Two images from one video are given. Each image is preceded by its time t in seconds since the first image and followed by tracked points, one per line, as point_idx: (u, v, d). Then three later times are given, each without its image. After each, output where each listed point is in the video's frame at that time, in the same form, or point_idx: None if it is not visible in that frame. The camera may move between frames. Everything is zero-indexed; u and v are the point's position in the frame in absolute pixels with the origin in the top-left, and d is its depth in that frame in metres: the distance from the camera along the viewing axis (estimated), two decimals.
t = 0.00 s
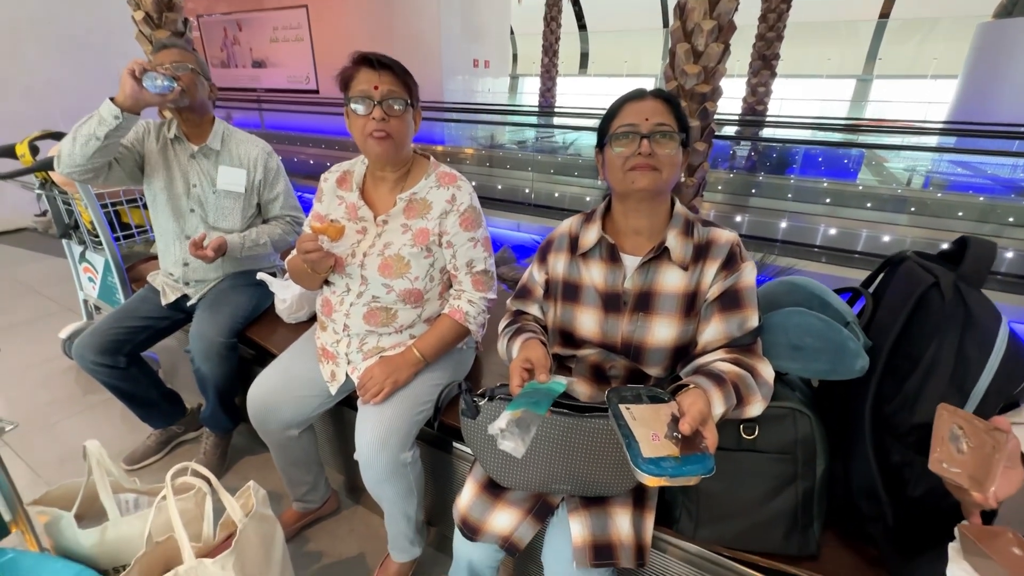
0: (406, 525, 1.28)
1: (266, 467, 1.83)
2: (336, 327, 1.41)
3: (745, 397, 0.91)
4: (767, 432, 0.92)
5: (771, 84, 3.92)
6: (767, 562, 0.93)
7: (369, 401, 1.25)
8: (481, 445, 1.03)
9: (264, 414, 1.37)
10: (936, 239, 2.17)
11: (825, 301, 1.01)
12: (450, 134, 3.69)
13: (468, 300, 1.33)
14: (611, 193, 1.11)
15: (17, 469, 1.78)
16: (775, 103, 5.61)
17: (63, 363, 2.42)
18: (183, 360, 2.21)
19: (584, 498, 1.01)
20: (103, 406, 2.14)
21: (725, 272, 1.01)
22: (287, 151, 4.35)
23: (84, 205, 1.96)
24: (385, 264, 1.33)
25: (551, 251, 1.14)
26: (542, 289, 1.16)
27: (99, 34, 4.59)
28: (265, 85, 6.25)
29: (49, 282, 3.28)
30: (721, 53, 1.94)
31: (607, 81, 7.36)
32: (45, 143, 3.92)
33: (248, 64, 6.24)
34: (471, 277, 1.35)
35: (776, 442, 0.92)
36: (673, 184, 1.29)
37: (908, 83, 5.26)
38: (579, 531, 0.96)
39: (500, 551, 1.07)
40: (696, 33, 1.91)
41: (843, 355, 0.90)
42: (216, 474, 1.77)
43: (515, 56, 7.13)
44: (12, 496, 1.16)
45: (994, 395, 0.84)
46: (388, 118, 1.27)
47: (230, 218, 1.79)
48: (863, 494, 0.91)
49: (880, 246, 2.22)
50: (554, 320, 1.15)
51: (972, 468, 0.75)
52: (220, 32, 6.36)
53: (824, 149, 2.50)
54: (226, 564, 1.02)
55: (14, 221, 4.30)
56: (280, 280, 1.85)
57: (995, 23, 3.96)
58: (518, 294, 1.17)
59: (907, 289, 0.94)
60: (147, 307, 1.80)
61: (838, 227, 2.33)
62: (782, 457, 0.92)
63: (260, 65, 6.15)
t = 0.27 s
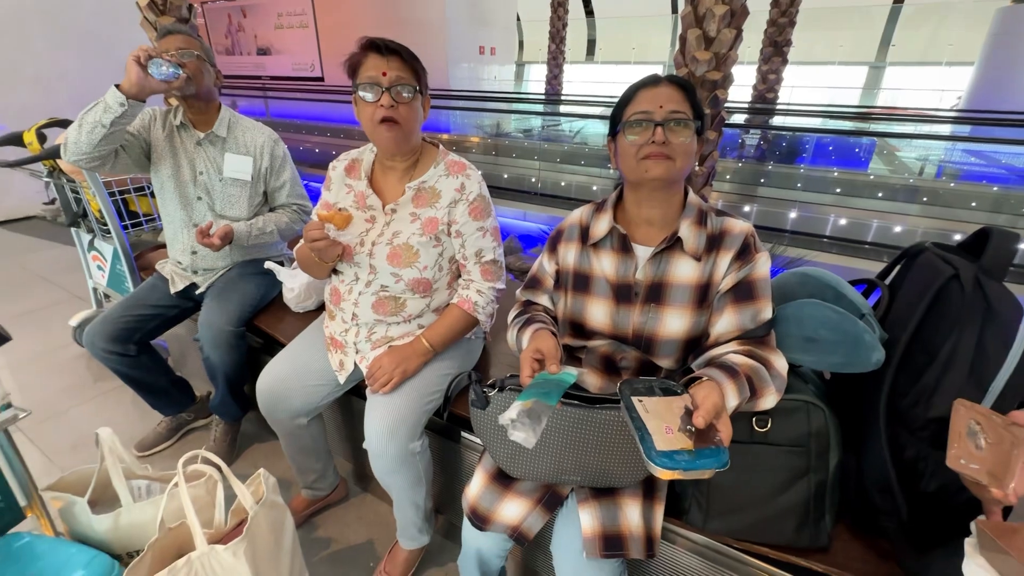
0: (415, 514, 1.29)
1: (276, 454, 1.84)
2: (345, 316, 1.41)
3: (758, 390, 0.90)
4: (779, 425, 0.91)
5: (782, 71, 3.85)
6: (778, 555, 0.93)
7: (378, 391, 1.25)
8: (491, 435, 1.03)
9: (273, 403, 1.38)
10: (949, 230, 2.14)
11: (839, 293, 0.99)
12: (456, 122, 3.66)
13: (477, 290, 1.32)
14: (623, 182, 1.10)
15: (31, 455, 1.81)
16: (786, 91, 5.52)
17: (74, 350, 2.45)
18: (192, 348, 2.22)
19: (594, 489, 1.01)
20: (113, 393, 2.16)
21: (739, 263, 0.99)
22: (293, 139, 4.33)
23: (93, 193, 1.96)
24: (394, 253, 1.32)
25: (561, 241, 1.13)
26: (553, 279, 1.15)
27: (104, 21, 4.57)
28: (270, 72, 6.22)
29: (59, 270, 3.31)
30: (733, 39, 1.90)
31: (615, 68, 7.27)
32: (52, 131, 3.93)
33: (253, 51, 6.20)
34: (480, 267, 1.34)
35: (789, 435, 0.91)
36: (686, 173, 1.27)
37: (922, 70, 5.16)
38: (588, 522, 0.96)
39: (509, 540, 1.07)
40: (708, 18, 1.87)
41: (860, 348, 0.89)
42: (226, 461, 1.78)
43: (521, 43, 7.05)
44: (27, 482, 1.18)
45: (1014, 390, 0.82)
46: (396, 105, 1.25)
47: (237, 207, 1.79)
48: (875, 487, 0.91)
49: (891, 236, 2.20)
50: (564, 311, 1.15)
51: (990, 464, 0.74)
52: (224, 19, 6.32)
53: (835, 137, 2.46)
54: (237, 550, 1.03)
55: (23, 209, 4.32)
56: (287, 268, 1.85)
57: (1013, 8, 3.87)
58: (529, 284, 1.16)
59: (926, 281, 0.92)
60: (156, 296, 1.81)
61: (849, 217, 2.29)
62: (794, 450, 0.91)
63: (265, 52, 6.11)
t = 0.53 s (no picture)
0: (419, 504, 1.29)
1: (282, 445, 1.85)
2: (350, 307, 1.41)
3: (764, 383, 0.89)
4: (785, 419, 0.91)
5: (792, 63, 3.80)
6: (782, 549, 0.93)
7: (383, 382, 1.25)
8: (495, 427, 1.03)
9: (279, 394, 1.39)
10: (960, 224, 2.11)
11: (847, 287, 0.98)
12: (461, 115, 3.64)
13: (482, 282, 1.32)
14: (629, 173, 1.09)
15: (42, 443, 1.83)
16: (795, 82, 5.45)
17: (83, 341, 2.47)
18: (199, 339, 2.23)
19: (598, 481, 1.00)
20: (122, 383, 2.18)
21: (746, 256, 0.98)
22: (298, 132, 4.33)
23: (100, 185, 1.97)
24: (399, 245, 1.32)
25: (566, 233, 1.12)
26: (558, 272, 1.14)
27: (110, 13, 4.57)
28: (276, 64, 6.21)
29: (68, 261, 3.33)
30: (742, 29, 1.87)
31: (622, 60, 7.20)
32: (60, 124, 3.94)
33: (259, 43, 6.19)
34: (485, 259, 1.34)
35: (795, 429, 0.90)
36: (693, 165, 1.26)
37: (934, 61, 5.08)
38: (592, 514, 0.96)
39: (512, 532, 1.07)
40: (717, 8, 1.84)
41: (867, 342, 0.88)
42: (233, 451, 1.80)
43: (528, 34, 7.00)
44: (37, 470, 1.19)
45: None
46: (401, 95, 1.24)
47: (242, 199, 1.79)
48: (882, 482, 0.90)
49: (901, 230, 2.17)
50: (569, 303, 1.14)
51: (999, 459, 0.72)
52: (230, 11, 6.31)
53: (845, 130, 2.39)
54: (244, 539, 1.04)
55: (32, 201, 4.35)
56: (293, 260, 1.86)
57: None
58: (533, 277, 1.15)
59: (937, 275, 0.91)
60: (163, 287, 1.82)
61: (858, 210, 2.27)
62: (800, 444, 0.90)
63: (271, 44, 6.10)
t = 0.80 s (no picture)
0: (422, 501, 1.29)
1: (284, 440, 1.85)
2: (353, 303, 1.41)
3: (771, 381, 0.88)
4: (793, 419, 0.90)
5: (797, 58, 3.77)
6: (788, 548, 0.92)
7: (386, 378, 1.25)
8: (500, 425, 1.02)
9: (282, 389, 1.38)
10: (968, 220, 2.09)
11: (858, 285, 0.97)
12: (464, 110, 3.65)
13: (486, 279, 1.31)
14: (636, 169, 1.07)
15: (45, 437, 1.83)
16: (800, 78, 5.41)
17: (86, 335, 2.47)
18: (201, 334, 2.23)
19: (602, 480, 1.00)
20: (125, 377, 2.18)
21: (754, 254, 0.97)
22: (301, 126, 4.31)
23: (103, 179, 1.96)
24: (403, 240, 1.31)
25: (572, 229, 1.11)
26: (563, 269, 1.13)
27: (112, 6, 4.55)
28: (278, 58, 6.19)
29: (70, 255, 3.33)
30: (748, 23, 1.85)
31: (626, 55, 7.16)
32: (62, 117, 3.94)
33: (261, 37, 6.17)
34: (489, 256, 1.33)
35: (802, 429, 0.89)
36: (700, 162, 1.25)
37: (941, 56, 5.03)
38: (597, 513, 0.95)
39: (515, 530, 1.07)
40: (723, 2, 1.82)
41: (876, 341, 0.87)
42: (236, 447, 1.80)
43: (531, 28, 6.97)
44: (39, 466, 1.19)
45: None
46: (406, 89, 1.23)
47: (244, 195, 1.78)
48: (889, 482, 0.89)
49: (906, 227, 2.15)
50: (574, 301, 1.13)
51: (1011, 455, 0.68)
52: (232, 4, 6.28)
53: (850, 126, 2.40)
54: (245, 535, 1.03)
55: (34, 195, 4.35)
56: (295, 255, 1.85)
57: None
58: (538, 273, 1.14)
59: (948, 273, 0.90)
60: (165, 282, 1.81)
61: (863, 207, 2.25)
62: (807, 444, 0.89)
63: (273, 38, 6.07)
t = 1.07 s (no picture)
0: (433, 502, 1.29)
1: (292, 439, 1.85)
2: (364, 304, 1.40)
3: (787, 384, 0.88)
4: (810, 423, 0.90)
5: (801, 57, 3.76)
6: (804, 552, 0.92)
7: (398, 379, 1.24)
8: (515, 427, 1.02)
9: (292, 389, 1.38)
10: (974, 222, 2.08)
11: (874, 288, 0.97)
12: (467, 108, 3.65)
13: (497, 280, 1.31)
14: (651, 170, 1.07)
15: (54, 436, 1.83)
16: (803, 77, 5.39)
17: (92, 334, 2.47)
18: (208, 333, 2.23)
19: (618, 483, 1.00)
20: (132, 376, 2.18)
21: (771, 257, 0.97)
22: (304, 124, 4.31)
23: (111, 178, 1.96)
24: (415, 241, 1.31)
25: (587, 231, 1.11)
26: (578, 270, 1.13)
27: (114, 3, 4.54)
28: (280, 56, 6.18)
29: (74, 254, 3.33)
30: (756, 23, 1.84)
31: (628, 54, 7.15)
32: (66, 115, 3.93)
33: (263, 35, 6.16)
34: (500, 257, 1.32)
35: (820, 433, 0.89)
36: (715, 164, 1.24)
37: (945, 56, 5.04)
38: (613, 516, 0.95)
39: (529, 532, 1.07)
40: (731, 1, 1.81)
41: (896, 346, 0.88)
42: (244, 446, 1.80)
43: (533, 27, 6.96)
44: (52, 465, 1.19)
45: None
46: (419, 90, 1.23)
47: (253, 196, 1.77)
48: (907, 487, 0.89)
49: (912, 228, 2.15)
50: (588, 303, 1.13)
51: None
52: (234, 2, 6.27)
53: (854, 125, 2.39)
54: (259, 536, 1.03)
55: (38, 193, 4.34)
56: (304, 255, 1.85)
57: None
58: (553, 275, 1.14)
59: (967, 278, 0.90)
60: (174, 281, 1.81)
61: (868, 207, 2.25)
62: (825, 448, 0.89)
63: (275, 36, 6.06)
